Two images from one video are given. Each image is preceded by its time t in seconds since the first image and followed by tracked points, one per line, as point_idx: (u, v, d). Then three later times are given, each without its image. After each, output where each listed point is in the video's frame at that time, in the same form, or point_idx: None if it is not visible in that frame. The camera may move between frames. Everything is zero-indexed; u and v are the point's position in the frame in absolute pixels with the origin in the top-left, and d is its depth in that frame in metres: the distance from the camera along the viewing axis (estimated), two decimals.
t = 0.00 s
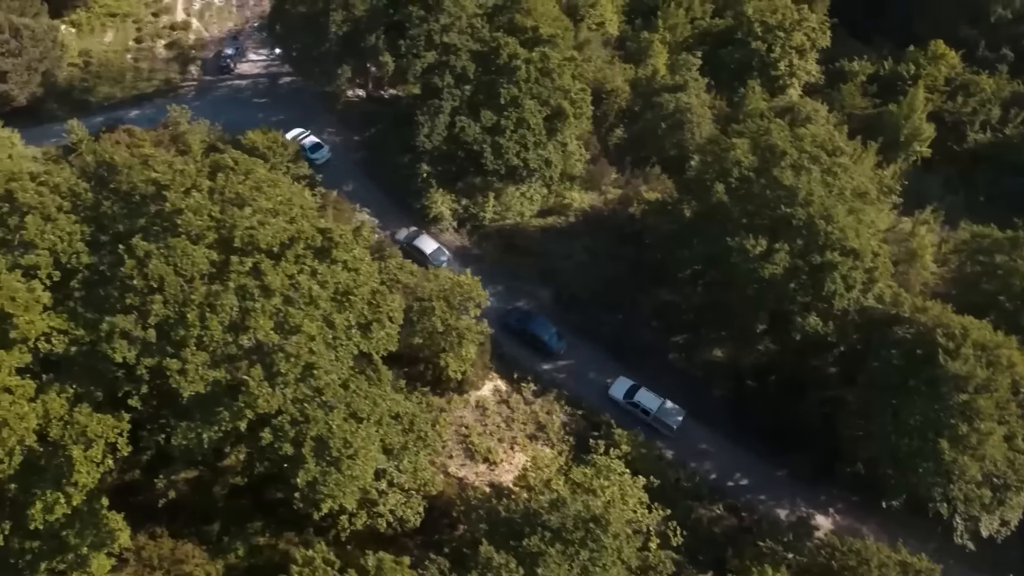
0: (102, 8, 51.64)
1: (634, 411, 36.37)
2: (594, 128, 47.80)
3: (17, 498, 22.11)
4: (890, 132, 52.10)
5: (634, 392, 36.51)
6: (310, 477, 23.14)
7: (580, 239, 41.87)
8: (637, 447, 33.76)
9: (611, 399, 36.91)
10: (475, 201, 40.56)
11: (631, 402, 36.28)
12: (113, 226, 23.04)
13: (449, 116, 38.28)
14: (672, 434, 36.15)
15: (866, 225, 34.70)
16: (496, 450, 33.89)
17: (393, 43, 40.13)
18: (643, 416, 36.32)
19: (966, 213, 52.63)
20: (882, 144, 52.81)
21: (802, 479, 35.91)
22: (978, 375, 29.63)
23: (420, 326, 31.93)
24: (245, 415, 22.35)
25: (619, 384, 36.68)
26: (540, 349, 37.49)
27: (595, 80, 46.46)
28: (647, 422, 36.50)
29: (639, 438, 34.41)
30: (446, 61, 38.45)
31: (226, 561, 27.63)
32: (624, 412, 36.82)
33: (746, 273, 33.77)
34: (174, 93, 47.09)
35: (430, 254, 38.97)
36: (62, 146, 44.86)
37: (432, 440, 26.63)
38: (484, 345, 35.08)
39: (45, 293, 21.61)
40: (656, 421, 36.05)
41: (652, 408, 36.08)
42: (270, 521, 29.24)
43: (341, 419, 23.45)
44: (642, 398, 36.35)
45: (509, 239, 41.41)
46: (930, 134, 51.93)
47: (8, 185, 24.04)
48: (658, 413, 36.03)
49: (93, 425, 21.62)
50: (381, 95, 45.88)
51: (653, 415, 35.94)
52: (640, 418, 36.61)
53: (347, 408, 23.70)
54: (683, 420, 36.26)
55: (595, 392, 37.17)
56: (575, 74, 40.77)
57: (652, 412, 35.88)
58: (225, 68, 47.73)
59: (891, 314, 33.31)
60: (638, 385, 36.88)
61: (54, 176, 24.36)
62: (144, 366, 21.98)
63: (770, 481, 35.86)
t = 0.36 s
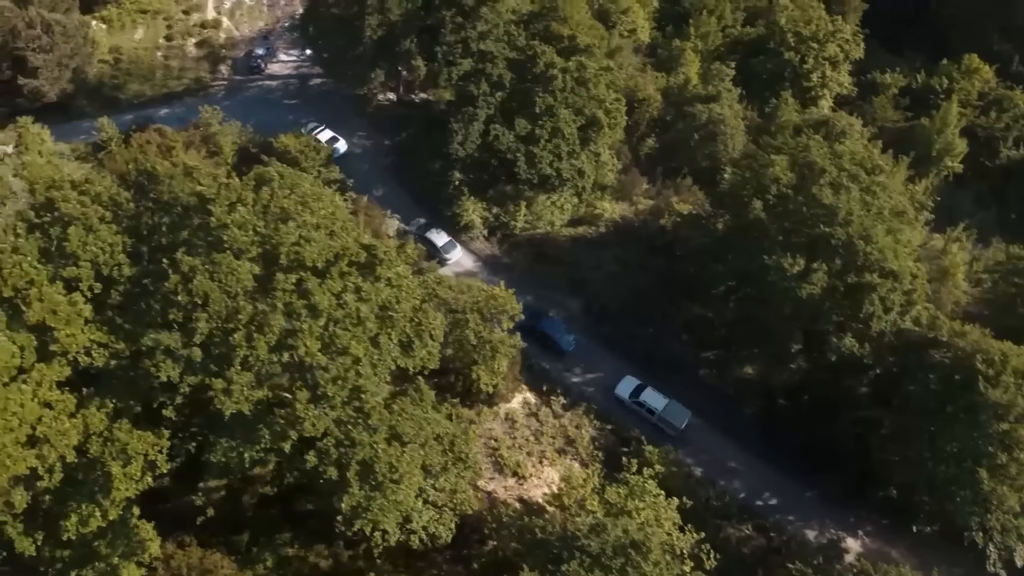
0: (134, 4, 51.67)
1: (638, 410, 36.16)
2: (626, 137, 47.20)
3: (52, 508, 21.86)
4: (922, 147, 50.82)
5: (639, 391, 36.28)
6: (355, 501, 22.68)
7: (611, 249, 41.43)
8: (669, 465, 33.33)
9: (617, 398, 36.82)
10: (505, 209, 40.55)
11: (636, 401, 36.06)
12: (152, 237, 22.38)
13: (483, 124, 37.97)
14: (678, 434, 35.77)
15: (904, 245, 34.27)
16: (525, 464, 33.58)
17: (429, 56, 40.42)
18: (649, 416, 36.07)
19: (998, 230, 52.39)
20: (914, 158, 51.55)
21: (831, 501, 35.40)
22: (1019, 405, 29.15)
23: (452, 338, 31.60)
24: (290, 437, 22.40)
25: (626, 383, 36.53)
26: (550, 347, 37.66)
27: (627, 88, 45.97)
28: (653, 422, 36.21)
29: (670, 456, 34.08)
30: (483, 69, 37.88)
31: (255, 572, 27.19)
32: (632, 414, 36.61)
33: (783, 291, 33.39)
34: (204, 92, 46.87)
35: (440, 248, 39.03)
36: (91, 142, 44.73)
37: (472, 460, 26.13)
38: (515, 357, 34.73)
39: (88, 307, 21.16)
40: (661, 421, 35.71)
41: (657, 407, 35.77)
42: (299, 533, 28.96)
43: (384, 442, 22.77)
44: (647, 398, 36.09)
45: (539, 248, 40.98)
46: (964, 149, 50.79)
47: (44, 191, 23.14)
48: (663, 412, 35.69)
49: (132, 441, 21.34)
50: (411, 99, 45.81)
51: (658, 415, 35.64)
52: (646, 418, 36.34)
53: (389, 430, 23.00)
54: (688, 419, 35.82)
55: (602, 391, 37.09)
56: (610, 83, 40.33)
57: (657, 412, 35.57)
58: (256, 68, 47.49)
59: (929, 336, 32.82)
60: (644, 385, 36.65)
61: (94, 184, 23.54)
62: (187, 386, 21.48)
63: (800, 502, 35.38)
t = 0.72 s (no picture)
0: (159, 8, 51.38)
1: (644, 413, 36.34)
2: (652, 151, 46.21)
3: (87, 531, 21.35)
4: (949, 164, 50.44)
5: (646, 394, 36.49)
6: (403, 536, 22.26)
7: (639, 265, 41.05)
8: (699, 488, 33.02)
9: (622, 401, 36.94)
10: (534, 224, 40.27)
11: (642, 404, 36.25)
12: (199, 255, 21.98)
13: (515, 139, 37.69)
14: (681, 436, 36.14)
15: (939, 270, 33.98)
16: (554, 484, 33.30)
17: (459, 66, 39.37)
18: (654, 419, 36.29)
19: None
20: (940, 176, 51.16)
21: (860, 525, 34.95)
22: None
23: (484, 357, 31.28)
24: (339, 469, 21.75)
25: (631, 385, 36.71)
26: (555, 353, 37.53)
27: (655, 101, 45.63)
28: (657, 424, 36.47)
29: (700, 478, 33.78)
30: (515, 83, 37.72)
31: None
32: (637, 416, 36.76)
33: (817, 314, 33.21)
34: (231, 98, 46.78)
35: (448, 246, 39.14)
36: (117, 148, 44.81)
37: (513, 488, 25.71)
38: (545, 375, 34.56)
39: (132, 332, 20.50)
40: (666, 424, 36.03)
41: (664, 410, 36.07)
42: (328, 553, 28.23)
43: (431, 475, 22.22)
44: (653, 401, 36.33)
45: (566, 264, 40.49)
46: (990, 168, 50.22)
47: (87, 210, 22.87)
48: (669, 416, 36.03)
49: (175, 470, 20.90)
50: (438, 109, 45.34)
51: (664, 418, 35.92)
52: (650, 421, 36.58)
53: (435, 460, 22.48)
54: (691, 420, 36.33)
55: (608, 395, 37.13)
56: (641, 99, 40.01)
57: (664, 415, 35.86)
58: (282, 76, 47.21)
59: (962, 363, 32.48)
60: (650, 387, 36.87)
61: (135, 203, 23.08)
62: (233, 415, 21.13)
63: (828, 526, 34.90)
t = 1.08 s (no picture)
0: (184, 19, 51.26)
1: (650, 419, 36.33)
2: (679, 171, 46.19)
3: (126, 563, 20.50)
4: (974, 186, 49.80)
5: (652, 401, 36.54)
6: None
7: (667, 287, 40.78)
8: (731, 517, 32.89)
9: (630, 408, 36.98)
10: (563, 244, 40.26)
11: (648, 411, 36.28)
12: (242, 287, 22.03)
13: (545, 159, 37.59)
14: (687, 443, 36.04)
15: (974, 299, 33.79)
16: (583, 510, 33.00)
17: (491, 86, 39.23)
18: (660, 425, 36.25)
19: None
20: (964, 198, 50.40)
21: (892, 554, 34.45)
22: None
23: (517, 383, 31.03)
24: (389, 508, 21.25)
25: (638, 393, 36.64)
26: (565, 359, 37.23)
27: (682, 120, 45.40)
28: (664, 432, 36.40)
29: (730, 505, 33.52)
30: (547, 104, 37.57)
31: None
32: (643, 423, 36.77)
33: (850, 343, 33.03)
34: (256, 111, 46.61)
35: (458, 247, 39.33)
36: (143, 160, 44.69)
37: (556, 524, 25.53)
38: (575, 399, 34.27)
39: (179, 366, 20.13)
40: (672, 431, 35.96)
41: (670, 417, 36.05)
42: None
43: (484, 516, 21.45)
44: (659, 407, 36.33)
45: (593, 285, 40.18)
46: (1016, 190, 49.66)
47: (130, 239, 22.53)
48: (675, 423, 35.97)
49: (221, 506, 20.29)
50: (464, 125, 45.02)
51: (670, 425, 35.86)
52: (657, 429, 36.51)
53: (487, 503, 21.71)
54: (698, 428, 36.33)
55: (617, 402, 37.17)
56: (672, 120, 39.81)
57: (669, 421, 35.82)
58: (308, 89, 46.98)
59: (997, 395, 32.09)
60: (657, 394, 36.91)
61: (179, 231, 22.72)
62: (282, 453, 20.59)
63: (857, 556, 34.32)
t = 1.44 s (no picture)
0: (211, 29, 51.21)
1: (657, 426, 36.57)
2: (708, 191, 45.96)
3: None
4: (1001, 208, 48.85)
5: (660, 408, 36.72)
6: None
7: (696, 309, 40.56)
8: (765, 544, 32.72)
9: (638, 413, 37.26)
10: (592, 265, 39.94)
11: (656, 418, 36.49)
12: (292, 317, 21.74)
13: (579, 180, 37.41)
14: (693, 451, 36.21)
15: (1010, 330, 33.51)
16: (615, 535, 32.74)
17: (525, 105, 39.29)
18: (667, 432, 36.47)
19: None
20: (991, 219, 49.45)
21: None
22: None
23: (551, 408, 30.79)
24: (443, 548, 20.82)
25: (646, 400, 36.87)
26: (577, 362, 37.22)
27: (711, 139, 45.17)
28: (671, 439, 36.62)
29: (763, 533, 33.28)
30: (582, 125, 37.23)
31: None
32: (651, 430, 37.03)
33: (888, 373, 32.88)
34: (283, 123, 46.51)
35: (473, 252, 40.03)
36: (171, 171, 44.56)
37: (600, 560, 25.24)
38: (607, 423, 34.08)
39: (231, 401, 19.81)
40: (679, 438, 36.18)
41: (677, 425, 36.24)
42: None
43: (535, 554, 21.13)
44: (667, 414, 36.57)
45: (622, 305, 40.03)
46: None
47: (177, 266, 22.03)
48: (682, 430, 36.19)
49: (272, 543, 19.93)
50: (492, 141, 44.71)
51: (676, 431, 36.07)
52: (664, 436, 36.74)
53: (543, 544, 21.39)
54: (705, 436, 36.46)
55: (625, 408, 37.46)
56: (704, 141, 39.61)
57: (676, 428, 36.02)
58: (336, 102, 46.88)
59: None
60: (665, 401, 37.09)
61: (226, 259, 22.43)
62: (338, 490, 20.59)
63: None
